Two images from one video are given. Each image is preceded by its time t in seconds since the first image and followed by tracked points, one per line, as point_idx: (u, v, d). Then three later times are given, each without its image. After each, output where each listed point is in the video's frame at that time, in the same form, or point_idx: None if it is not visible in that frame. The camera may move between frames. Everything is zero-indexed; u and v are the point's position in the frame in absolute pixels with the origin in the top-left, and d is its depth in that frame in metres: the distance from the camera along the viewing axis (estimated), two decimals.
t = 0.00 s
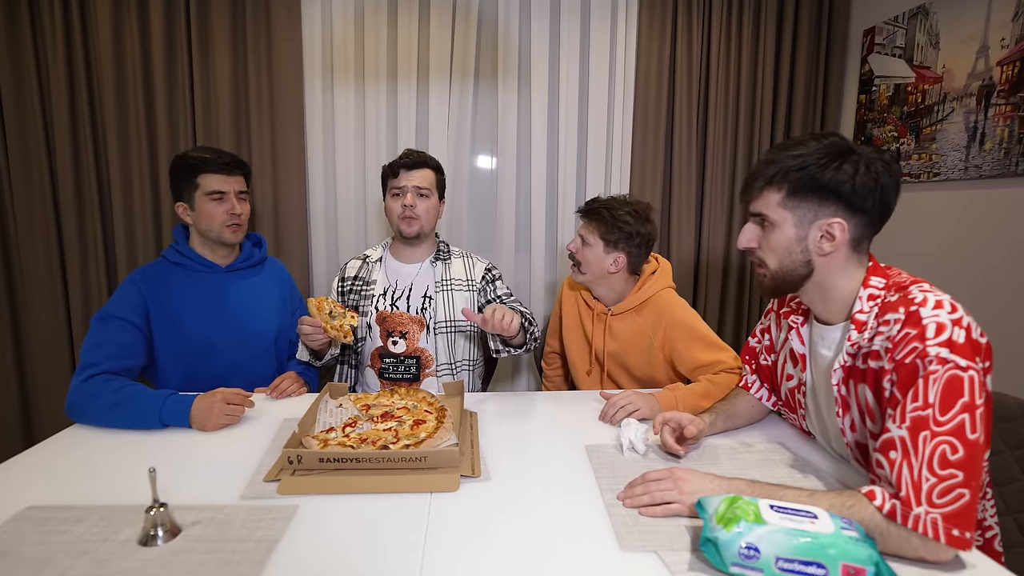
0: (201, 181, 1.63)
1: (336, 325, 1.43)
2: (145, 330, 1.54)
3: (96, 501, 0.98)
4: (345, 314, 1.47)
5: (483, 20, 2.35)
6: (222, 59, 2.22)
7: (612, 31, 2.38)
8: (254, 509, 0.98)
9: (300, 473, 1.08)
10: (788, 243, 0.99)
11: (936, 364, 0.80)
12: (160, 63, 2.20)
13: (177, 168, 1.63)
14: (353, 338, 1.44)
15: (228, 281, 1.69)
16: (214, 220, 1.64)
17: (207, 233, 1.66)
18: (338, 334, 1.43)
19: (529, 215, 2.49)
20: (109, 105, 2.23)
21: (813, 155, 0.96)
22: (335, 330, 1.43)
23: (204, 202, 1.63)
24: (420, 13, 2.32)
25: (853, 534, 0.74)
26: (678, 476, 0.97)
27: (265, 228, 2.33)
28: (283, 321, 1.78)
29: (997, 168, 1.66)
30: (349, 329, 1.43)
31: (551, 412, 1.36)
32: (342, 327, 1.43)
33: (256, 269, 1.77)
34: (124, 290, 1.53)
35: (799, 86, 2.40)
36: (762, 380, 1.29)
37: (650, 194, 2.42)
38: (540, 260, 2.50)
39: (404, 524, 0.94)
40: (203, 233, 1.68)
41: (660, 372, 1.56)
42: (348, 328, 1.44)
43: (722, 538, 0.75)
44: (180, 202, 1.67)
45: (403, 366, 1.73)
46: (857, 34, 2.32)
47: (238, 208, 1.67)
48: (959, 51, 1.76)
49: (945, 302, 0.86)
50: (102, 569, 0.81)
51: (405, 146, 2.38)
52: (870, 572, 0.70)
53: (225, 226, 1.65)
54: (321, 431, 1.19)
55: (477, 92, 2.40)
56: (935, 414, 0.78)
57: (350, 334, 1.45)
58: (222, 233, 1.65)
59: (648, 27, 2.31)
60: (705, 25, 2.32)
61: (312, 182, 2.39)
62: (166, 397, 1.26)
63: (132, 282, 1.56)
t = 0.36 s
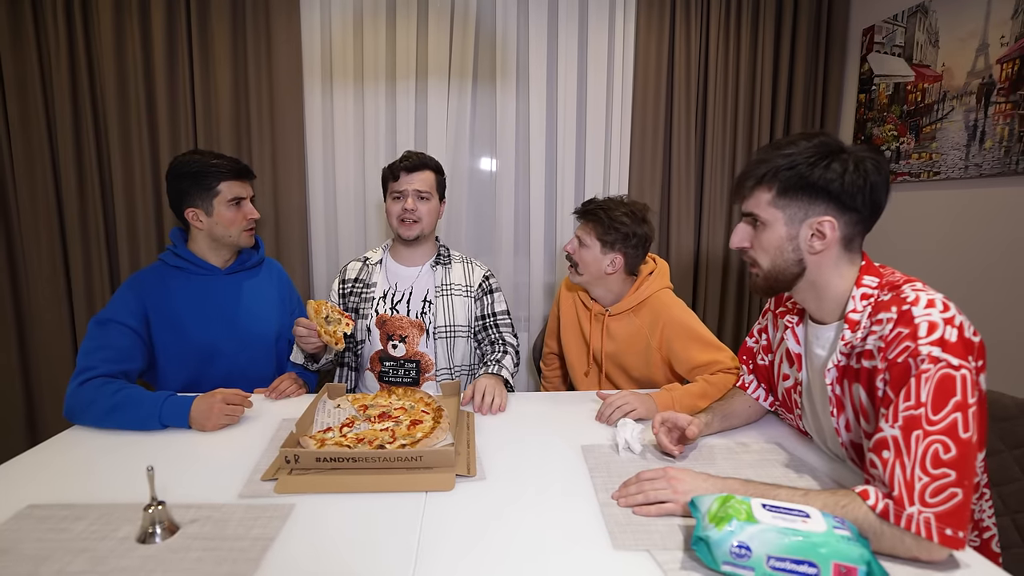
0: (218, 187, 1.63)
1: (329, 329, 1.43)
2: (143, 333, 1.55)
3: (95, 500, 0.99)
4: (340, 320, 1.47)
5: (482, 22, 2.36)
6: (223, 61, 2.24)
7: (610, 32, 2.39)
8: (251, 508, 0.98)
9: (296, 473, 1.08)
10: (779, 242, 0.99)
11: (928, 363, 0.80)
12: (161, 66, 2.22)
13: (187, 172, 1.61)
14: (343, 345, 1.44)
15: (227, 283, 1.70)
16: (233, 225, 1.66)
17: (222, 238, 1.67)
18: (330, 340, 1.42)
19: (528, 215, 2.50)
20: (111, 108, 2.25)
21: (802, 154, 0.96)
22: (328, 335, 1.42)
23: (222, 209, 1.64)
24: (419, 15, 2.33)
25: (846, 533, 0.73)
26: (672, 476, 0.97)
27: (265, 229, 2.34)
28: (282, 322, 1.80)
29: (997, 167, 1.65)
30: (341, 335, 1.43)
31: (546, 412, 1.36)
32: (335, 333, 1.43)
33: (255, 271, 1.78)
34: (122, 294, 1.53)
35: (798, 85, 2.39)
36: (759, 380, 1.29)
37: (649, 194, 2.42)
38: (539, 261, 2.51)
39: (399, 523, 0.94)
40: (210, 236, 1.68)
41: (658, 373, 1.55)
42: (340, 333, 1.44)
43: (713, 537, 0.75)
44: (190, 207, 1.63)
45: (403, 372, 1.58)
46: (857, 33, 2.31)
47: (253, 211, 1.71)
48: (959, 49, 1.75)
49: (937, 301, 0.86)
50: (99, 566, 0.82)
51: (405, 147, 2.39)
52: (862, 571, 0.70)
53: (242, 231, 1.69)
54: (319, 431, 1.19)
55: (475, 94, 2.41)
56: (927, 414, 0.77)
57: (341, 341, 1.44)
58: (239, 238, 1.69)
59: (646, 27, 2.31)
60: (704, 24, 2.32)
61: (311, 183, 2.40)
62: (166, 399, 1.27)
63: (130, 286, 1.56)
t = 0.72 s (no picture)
0: (234, 191, 1.67)
1: (340, 327, 1.44)
2: (157, 332, 1.58)
3: (104, 493, 1.02)
4: (350, 318, 1.48)
5: (488, 25, 2.38)
6: (235, 66, 2.29)
7: (617, 35, 2.39)
8: (254, 503, 1.01)
9: (299, 470, 1.10)
10: (775, 245, 0.99)
11: (924, 367, 0.79)
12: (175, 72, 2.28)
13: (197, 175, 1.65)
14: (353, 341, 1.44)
15: (238, 284, 1.74)
16: (245, 227, 1.70)
17: (232, 239, 1.70)
18: (340, 336, 1.43)
19: (534, 218, 2.51)
20: (128, 112, 2.31)
21: (797, 157, 0.96)
22: (338, 331, 1.44)
23: (233, 211, 1.68)
24: (426, 20, 2.36)
25: (838, 536, 0.73)
26: (668, 477, 0.97)
27: (275, 231, 2.38)
28: (290, 322, 1.83)
29: (1008, 168, 1.63)
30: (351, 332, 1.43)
31: (547, 413, 1.37)
32: (345, 329, 1.44)
33: (265, 273, 1.82)
34: (137, 294, 1.57)
35: (807, 87, 2.38)
36: (761, 383, 1.28)
37: (654, 197, 2.42)
38: (545, 263, 2.51)
39: (396, 520, 0.96)
40: (223, 238, 1.72)
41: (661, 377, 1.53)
42: (350, 330, 1.45)
43: (705, 538, 0.76)
44: (202, 208, 1.67)
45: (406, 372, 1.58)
46: (866, 34, 2.29)
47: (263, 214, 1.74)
48: (969, 49, 1.73)
49: (934, 304, 0.86)
50: (106, 557, 0.84)
51: (412, 149, 2.41)
52: (854, 574, 0.70)
53: (253, 233, 1.73)
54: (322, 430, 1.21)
55: (482, 97, 2.43)
56: (923, 417, 0.77)
57: (351, 337, 1.45)
58: (250, 240, 1.73)
59: (653, 29, 2.31)
60: (711, 26, 2.32)
61: (320, 186, 2.44)
62: (175, 397, 1.30)
63: (144, 286, 1.60)
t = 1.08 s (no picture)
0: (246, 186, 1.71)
1: (343, 326, 1.47)
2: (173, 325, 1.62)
3: (115, 482, 1.05)
4: (354, 318, 1.52)
5: (496, 26, 2.39)
6: (246, 66, 2.32)
7: (625, 34, 2.39)
8: (257, 494, 1.03)
9: (302, 463, 1.12)
10: (780, 243, 0.99)
11: (922, 367, 0.79)
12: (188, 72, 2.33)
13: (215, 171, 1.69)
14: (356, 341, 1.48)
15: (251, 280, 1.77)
16: (257, 223, 1.73)
17: (246, 236, 1.74)
18: (344, 336, 1.46)
19: (541, 219, 2.52)
20: (143, 112, 2.36)
21: (804, 155, 0.96)
22: (342, 331, 1.46)
23: (247, 206, 1.71)
24: (434, 21, 2.38)
25: (829, 535, 0.73)
26: (664, 474, 0.98)
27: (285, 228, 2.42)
28: (301, 319, 1.86)
29: (1020, 168, 1.60)
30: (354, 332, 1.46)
31: (548, 410, 1.38)
32: (349, 329, 1.47)
33: (277, 270, 1.85)
34: (155, 287, 1.61)
35: (816, 86, 2.36)
36: (762, 383, 1.28)
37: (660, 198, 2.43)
38: (552, 261, 2.53)
39: (395, 512, 0.98)
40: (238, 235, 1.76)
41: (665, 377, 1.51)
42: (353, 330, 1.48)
43: (696, 535, 0.76)
44: (219, 204, 1.71)
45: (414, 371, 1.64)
46: (878, 32, 2.26)
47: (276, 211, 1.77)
48: (982, 47, 1.70)
49: (934, 305, 0.85)
50: (115, 543, 0.87)
51: (419, 148, 2.43)
52: (844, 573, 0.70)
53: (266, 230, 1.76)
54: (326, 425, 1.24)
55: (489, 98, 2.44)
56: (919, 418, 0.77)
57: (354, 336, 1.49)
58: (263, 236, 1.76)
59: (661, 29, 2.31)
60: (719, 25, 2.30)
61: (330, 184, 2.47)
62: (188, 389, 1.33)
63: (162, 280, 1.64)
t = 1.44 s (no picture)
0: (253, 185, 1.64)
1: (388, 335, 1.38)
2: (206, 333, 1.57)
3: (146, 508, 0.99)
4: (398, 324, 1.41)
5: (549, 17, 2.22)
6: (281, 56, 2.09)
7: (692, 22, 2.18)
8: (294, 525, 0.95)
9: (342, 491, 1.03)
10: (983, 248, 0.77)
11: None
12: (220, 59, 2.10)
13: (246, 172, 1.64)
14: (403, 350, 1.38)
15: (284, 286, 1.68)
16: (260, 223, 1.63)
17: (255, 237, 1.66)
18: (388, 345, 1.38)
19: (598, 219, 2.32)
20: (173, 105, 2.14)
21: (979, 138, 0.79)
22: (386, 339, 1.38)
23: (254, 206, 1.63)
24: (481, 13, 2.23)
25: None
26: (749, 519, 0.85)
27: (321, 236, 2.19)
28: (337, 329, 1.73)
29: None
30: (400, 340, 1.37)
31: (605, 438, 1.24)
32: (393, 338, 1.37)
33: (312, 276, 1.75)
34: (189, 294, 1.58)
35: (922, 67, 2.06)
36: (860, 414, 1.08)
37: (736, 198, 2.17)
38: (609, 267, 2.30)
39: (444, 550, 0.88)
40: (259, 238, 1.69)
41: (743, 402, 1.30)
42: (399, 338, 1.39)
43: None
44: (241, 207, 1.70)
45: (455, 385, 1.55)
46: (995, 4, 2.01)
47: (282, 210, 1.63)
48: None
49: None
50: None
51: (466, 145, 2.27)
52: None
53: (268, 229, 1.63)
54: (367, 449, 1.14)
55: (540, 92, 2.25)
56: None
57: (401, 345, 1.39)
58: (266, 237, 1.63)
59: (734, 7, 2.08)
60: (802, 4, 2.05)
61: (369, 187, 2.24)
62: (219, 406, 1.27)
63: (195, 287, 1.60)
